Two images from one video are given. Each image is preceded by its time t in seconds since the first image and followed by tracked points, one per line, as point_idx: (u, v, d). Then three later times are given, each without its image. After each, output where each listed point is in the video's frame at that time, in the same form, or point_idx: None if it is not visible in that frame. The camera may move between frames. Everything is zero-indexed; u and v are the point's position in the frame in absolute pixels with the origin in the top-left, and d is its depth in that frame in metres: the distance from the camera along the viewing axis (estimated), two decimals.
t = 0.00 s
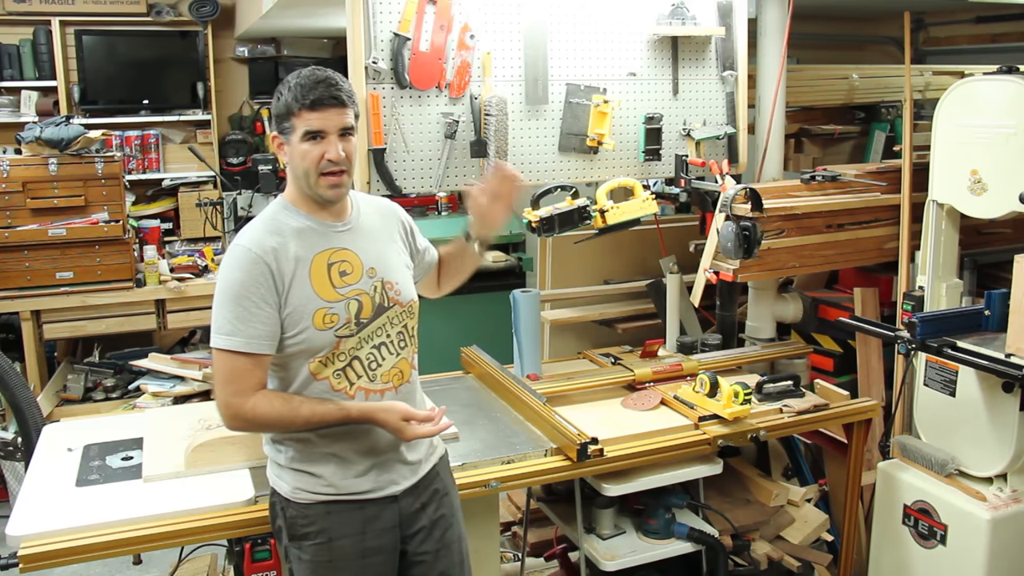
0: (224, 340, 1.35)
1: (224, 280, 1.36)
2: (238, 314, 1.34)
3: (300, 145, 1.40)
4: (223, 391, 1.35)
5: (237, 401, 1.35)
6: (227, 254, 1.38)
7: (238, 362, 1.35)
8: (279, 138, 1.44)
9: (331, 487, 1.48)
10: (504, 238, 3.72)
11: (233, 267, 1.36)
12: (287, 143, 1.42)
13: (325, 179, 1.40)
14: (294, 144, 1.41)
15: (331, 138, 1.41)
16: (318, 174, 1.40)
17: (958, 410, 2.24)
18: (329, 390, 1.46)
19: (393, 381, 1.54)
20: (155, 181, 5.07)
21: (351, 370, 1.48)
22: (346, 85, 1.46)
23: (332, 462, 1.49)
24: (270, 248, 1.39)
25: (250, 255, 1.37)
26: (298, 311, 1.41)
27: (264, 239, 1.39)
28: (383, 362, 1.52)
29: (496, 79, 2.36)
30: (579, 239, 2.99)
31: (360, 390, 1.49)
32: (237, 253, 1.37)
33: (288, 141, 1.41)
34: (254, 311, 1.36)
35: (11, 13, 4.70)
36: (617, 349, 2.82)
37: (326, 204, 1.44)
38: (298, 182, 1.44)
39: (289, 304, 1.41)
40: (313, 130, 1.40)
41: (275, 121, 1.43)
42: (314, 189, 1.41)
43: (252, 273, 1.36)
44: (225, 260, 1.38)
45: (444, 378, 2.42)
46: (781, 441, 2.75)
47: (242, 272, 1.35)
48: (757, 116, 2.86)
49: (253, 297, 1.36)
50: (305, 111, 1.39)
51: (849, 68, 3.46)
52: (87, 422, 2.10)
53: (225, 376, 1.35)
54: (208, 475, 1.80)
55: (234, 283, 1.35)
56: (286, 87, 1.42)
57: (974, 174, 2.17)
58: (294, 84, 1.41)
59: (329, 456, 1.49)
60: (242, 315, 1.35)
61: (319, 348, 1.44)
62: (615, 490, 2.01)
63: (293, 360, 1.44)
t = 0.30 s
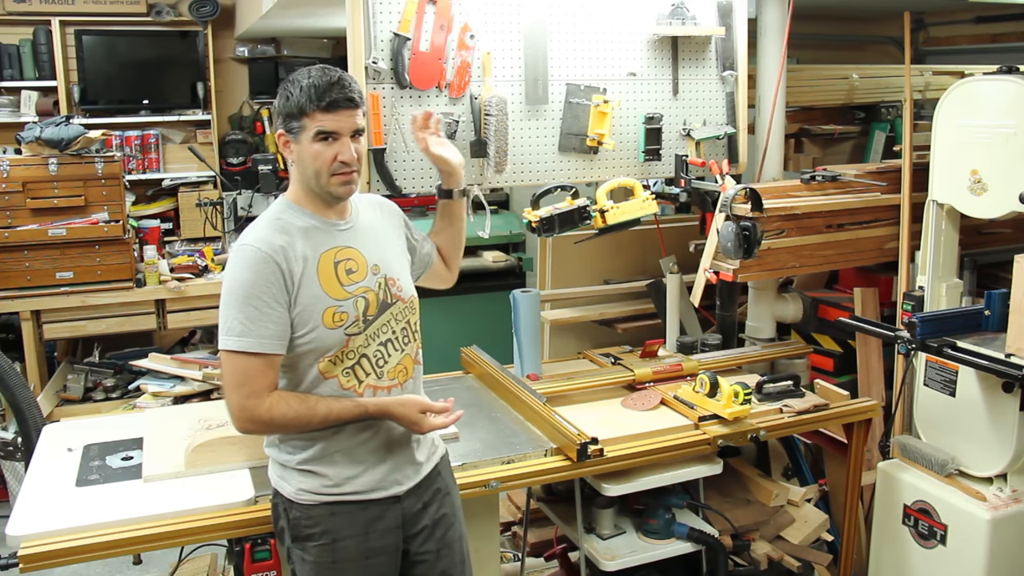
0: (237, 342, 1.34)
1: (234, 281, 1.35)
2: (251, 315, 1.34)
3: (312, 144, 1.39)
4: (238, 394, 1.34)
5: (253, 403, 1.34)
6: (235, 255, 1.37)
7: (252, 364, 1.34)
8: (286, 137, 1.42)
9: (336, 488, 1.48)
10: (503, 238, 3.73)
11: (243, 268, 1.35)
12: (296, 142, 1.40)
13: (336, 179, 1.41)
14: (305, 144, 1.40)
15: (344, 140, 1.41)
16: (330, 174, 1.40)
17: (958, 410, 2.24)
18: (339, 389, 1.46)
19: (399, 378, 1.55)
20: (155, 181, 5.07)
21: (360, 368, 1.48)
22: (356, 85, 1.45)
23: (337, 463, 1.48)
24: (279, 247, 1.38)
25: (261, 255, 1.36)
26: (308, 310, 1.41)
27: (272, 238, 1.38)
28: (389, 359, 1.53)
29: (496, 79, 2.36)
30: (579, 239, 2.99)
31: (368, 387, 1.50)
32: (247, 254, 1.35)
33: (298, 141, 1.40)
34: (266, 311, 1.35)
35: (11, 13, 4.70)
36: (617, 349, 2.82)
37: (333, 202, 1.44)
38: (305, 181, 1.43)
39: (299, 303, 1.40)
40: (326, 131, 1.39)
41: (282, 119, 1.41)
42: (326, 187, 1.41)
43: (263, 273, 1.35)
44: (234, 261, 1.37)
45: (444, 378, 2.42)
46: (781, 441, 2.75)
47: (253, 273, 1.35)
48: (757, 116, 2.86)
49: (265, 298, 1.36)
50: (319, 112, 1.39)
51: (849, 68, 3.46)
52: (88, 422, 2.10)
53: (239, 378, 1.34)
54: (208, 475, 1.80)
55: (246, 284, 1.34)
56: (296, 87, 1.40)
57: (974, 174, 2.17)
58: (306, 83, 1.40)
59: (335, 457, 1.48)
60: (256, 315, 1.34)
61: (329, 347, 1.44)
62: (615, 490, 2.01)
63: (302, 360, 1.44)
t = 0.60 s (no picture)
0: (225, 342, 1.34)
1: (224, 281, 1.36)
2: (240, 315, 1.34)
3: (320, 136, 1.40)
4: (228, 395, 1.35)
5: (242, 403, 1.34)
6: (227, 255, 1.38)
7: (240, 364, 1.35)
8: (294, 127, 1.42)
9: (334, 490, 1.48)
10: (503, 238, 3.73)
11: (234, 268, 1.36)
12: (304, 132, 1.41)
13: (337, 176, 1.41)
14: (312, 135, 1.40)
15: (351, 136, 1.41)
16: (332, 169, 1.40)
17: (958, 410, 2.24)
18: (333, 393, 1.46)
19: (395, 382, 1.54)
20: (155, 181, 5.07)
21: (355, 373, 1.48)
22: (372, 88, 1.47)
23: (335, 466, 1.48)
24: (270, 248, 1.39)
25: (251, 255, 1.36)
26: (299, 312, 1.41)
27: (263, 239, 1.39)
28: (384, 364, 1.52)
29: (496, 79, 2.37)
30: (579, 239, 2.99)
31: (363, 392, 1.49)
32: (237, 254, 1.36)
33: (305, 131, 1.40)
34: (256, 311, 1.35)
35: (11, 13, 4.70)
36: (617, 348, 2.82)
37: (332, 201, 1.44)
38: (306, 177, 1.43)
39: (290, 304, 1.40)
40: (336, 125, 1.40)
41: (295, 109, 1.42)
42: (324, 182, 1.41)
43: (253, 273, 1.36)
44: (225, 261, 1.37)
45: (443, 378, 2.42)
46: (781, 441, 2.75)
47: (243, 274, 1.35)
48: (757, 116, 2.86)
49: (255, 298, 1.36)
50: (333, 105, 1.40)
51: (849, 68, 3.46)
52: (88, 422, 2.10)
53: (230, 378, 1.34)
54: (208, 475, 1.80)
55: (235, 284, 1.35)
56: (313, 78, 1.42)
57: (974, 174, 2.17)
58: (325, 75, 1.41)
59: (332, 459, 1.48)
60: (245, 316, 1.34)
61: (320, 350, 1.44)
62: (615, 490, 2.01)
63: (293, 361, 1.44)
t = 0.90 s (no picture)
0: (220, 335, 1.34)
1: (222, 275, 1.36)
2: (235, 309, 1.34)
3: (327, 135, 1.39)
4: (218, 388, 1.35)
5: (230, 397, 1.35)
6: (226, 250, 1.38)
7: (232, 358, 1.35)
8: (301, 128, 1.42)
9: (327, 491, 1.48)
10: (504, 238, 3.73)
11: (232, 262, 1.36)
12: (311, 133, 1.40)
13: (345, 175, 1.41)
14: (319, 135, 1.40)
15: (359, 135, 1.41)
16: (340, 168, 1.40)
17: (958, 410, 2.24)
18: (328, 394, 1.45)
19: (391, 386, 1.53)
20: (155, 181, 5.07)
21: (349, 374, 1.48)
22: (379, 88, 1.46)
23: (329, 467, 1.48)
24: (271, 244, 1.39)
25: (250, 250, 1.37)
26: (296, 309, 1.41)
27: (263, 235, 1.39)
28: (382, 366, 1.52)
29: (496, 78, 2.37)
30: (579, 239, 2.99)
31: (358, 394, 1.49)
32: (235, 249, 1.36)
33: (314, 131, 1.40)
34: (251, 306, 1.36)
35: (11, 13, 4.70)
36: (617, 348, 2.82)
37: (338, 200, 1.44)
38: (312, 175, 1.43)
39: (287, 302, 1.41)
40: (343, 124, 1.39)
41: (301, 110, 1.42)
42: (332, 181, 1.41)
43: (251, 269, 1.36)
44: (225, 255, 1.38)
45: (443, 378, 2.42)
46: (781, 441, 2.76)
47: (241, 268, 1.36)
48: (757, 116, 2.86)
49: (252, 293, 1.36)
50: (339, 105, 1.40)
51: (849, 68, 3.46)
52: (88, 422, 2.10)
53: (221, 371, 1.35)
54: (208, 475, 1.80)
55: (232, 279, 1.35)
56: (320, 78, 1.42)
57: (974, 174, 2.17)
58: (331, 75, 1.41)
59: (326, 461, 1.48)
60: (239, 310, 1.35)
61: (316, 348, 1.44)
62: (615, 490, 2.01)
63: (290, 358, 1.44)
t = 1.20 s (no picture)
0: (230, 346, 1.34)
1: (229, 285, 1.35)
2: (244, 320, 1.34)
3: (378, 149, 1.43)
4: (227, 396, 1.35)
5: (239, 405, 1.34)
6: (231, 258, 1.37)
7: (241, 367, 1.35)
8: (346, 145, 1.40)
9: (333, 489, 1.48)
10: (504, 239, 3.70)
11: (239, 272, 1.35)
12: (362, 148, 1.41)
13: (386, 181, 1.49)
14: (370, 149, 1.42)
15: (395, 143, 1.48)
16: (384, 175, 1.47)
17: (958, 410, 2.24)
18: (337, 397, 1.46)
19: (398, 388, 1.56)
20: (155, 181, 5.07)
21: (358, 378, 1.49)
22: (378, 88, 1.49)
23: (335, 466, 1.49)
24: (277, 251, 1.38)
25: (257, 259, 1.36)
26: (304, 316, 1.41)
27: (269, 243, 1.38)
28: (387, 369, 1.53)
29: (496, 78, 2.37)
30: (579, 239, 2.99)
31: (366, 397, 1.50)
32: (242, 258, 1.35)
33: (366, 147, 1.41)
34: (261, 316, 1.35)
35: (11, 13, 4.70)
36: (617, 348, 2.82)
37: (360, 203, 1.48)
38: (346, 187, 1.43)
39: (295, 309, 1.40)
40: (389, 137, 1.45)
41: (345, 127, 1.39)
42: (376, 188, 1.47)
43: (259, 278, 1.35)
44: (231, 264, 1.37)
45: (443, 378, 2.42)
46: (781, 441, 2.76)
47: (248, 278, 1.35)
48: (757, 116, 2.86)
49: (260, 302, 1.35)
50: (385, 118, 1.44)
51: (849, 68, 3.46)
52: (87, 422, 2.10)
53: (230, 380, 1.34)
54: (208, 475, 1.80)
55: (240, 289, 1.34)
56: (355, 92, 1.41)
57: (973, 174, 2.17)
58: (370, 89, 1.43)
59: (332, 461, 1.49)
60: (249, 321, 1.34)
61: (324, 354, 1.44)
62: (615, 490, 2.01)
63: (298, 365, 1.44)
